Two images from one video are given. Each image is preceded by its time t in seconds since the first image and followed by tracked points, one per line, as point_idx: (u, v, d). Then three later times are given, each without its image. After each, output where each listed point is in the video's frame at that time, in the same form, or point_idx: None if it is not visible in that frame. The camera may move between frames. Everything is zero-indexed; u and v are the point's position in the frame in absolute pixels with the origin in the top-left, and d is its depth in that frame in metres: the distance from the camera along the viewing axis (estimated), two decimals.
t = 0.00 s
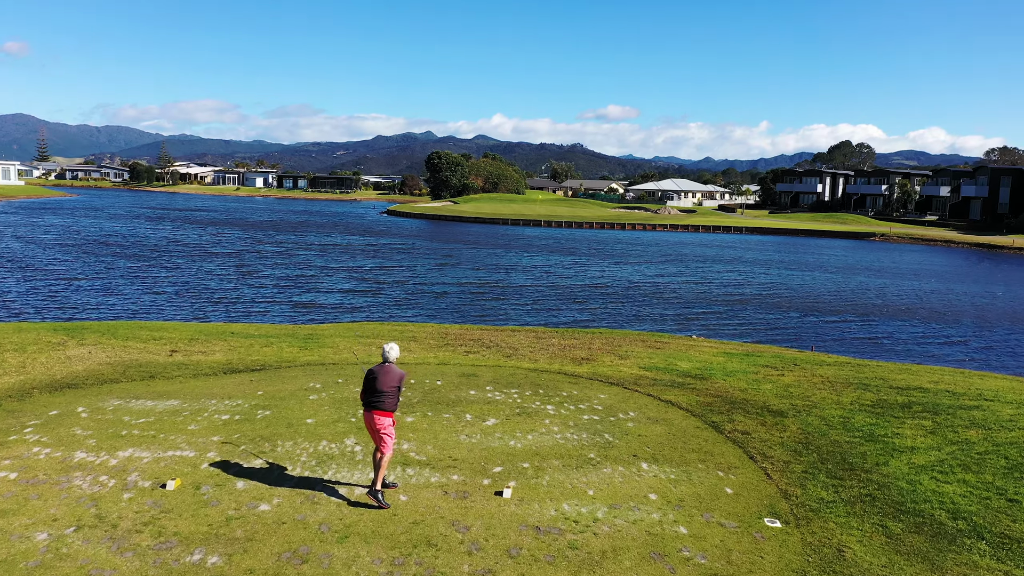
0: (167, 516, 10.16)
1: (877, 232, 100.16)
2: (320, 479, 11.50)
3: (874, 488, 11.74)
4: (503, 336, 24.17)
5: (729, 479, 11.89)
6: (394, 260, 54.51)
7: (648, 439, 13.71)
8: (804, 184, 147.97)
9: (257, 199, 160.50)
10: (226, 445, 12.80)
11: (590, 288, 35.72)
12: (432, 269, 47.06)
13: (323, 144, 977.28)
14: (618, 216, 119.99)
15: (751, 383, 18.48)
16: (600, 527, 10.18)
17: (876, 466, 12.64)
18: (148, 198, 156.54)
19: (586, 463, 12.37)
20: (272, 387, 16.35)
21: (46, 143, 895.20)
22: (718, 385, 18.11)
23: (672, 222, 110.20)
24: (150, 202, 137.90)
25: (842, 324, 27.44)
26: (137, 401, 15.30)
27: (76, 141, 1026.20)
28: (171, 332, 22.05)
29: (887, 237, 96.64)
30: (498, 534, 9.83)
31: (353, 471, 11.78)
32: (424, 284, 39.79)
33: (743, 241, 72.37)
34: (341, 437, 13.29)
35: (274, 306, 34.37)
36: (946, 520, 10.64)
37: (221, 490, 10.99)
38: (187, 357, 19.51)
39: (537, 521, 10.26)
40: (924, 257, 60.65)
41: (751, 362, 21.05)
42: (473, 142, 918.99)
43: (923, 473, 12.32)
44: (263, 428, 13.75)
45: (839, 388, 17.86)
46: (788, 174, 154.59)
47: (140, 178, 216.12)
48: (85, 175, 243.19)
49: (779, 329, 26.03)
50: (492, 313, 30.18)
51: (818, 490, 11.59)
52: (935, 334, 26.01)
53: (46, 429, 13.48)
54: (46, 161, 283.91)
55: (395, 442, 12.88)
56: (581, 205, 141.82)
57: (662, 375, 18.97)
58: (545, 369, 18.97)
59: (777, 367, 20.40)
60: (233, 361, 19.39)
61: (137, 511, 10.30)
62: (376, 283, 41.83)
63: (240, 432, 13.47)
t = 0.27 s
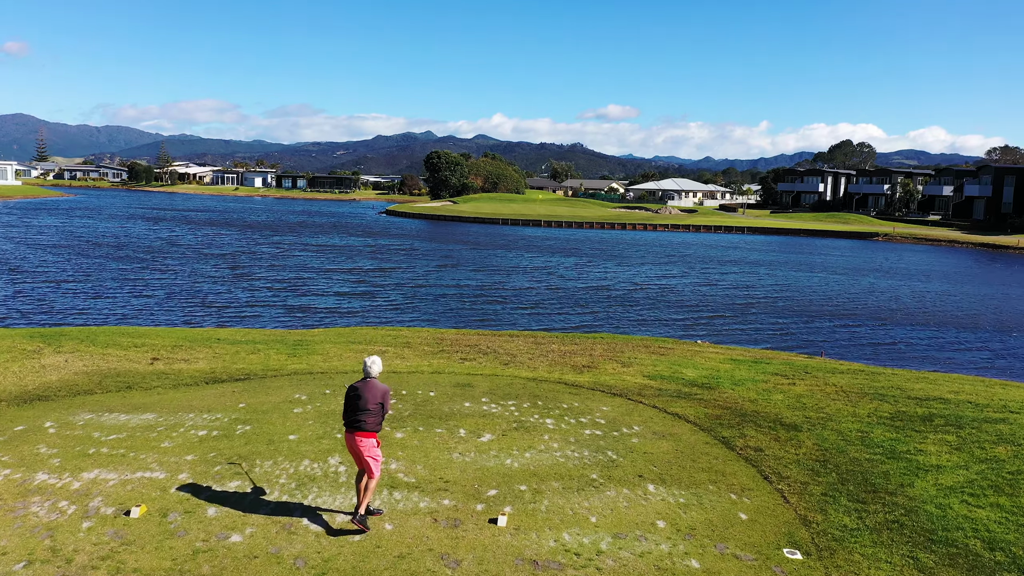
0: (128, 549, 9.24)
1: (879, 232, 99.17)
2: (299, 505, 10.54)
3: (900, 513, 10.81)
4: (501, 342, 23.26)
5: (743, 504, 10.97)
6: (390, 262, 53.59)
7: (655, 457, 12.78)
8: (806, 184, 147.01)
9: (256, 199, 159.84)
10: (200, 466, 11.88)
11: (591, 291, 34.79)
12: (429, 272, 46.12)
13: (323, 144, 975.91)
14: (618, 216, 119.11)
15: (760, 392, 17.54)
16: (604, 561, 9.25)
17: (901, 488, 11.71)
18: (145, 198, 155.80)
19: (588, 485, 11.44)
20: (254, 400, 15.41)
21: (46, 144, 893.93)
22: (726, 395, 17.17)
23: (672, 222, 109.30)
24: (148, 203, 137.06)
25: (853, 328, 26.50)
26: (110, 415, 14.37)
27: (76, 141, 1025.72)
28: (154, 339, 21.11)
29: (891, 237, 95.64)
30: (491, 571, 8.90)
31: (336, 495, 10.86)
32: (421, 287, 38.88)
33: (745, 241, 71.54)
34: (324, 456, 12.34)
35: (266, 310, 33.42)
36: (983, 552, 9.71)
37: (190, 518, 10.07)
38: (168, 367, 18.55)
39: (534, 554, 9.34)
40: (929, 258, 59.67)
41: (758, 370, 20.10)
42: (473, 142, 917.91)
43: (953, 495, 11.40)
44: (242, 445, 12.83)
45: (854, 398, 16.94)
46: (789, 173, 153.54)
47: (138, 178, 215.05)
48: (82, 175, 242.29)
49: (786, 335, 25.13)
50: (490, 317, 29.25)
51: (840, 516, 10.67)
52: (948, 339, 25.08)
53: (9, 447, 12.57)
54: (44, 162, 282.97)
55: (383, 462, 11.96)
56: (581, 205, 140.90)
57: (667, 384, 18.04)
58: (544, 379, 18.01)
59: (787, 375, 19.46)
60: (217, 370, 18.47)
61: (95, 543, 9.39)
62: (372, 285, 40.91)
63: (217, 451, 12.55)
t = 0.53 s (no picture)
0: None
1: (883, 231, 98.10)
2: (272, 542, 9.50)
3: (937, 549, 9.81)
4: (499, 350, 22.24)
5: (763, 538, 9.97)
6: (388, 264, 52.55)
7: (665, 481, 11.77)
8: (807, 183, 146.02)
9: (254, 199, 158.91)
10: (168, 495, 10.85)
11: (592, 295, 33.77)
12: (427, 275, 45.03)
13: (322, 144, 974.20)
14: (619, 216, 118.14)
15: (774, 406, 16.51)
16: None
17: (934, 518, 10.70)
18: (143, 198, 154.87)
19: (593, 517, 10.41)
20: (234, 416, 14.40)
21: (45, 144, 893.29)
22: (738, 409, 16.16)
23: (674, 222, 108.28)
24: (145, 203, 136.05)
25: (865, 335, 25.52)
26: (76, 434, 13.35)
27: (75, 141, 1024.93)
28: (134, 348, 20.09)
29: (895, 237, 94.60)
30: None
31: (314, 530, 9.84)
32: (417, 291, 37.86)
33: (748, 242, 70.66)
34: (304, 483, 11.31)
35: (257, 314, 32.40)
36: None
37: (150, 558, 9.04)
38: (146, 378, 17.53)
39: None
40: (936, 258, 58.59)
41: (770, 381, 19.08)
42: (473, 141, 916.69)
43: (994, 527, 10.40)
44: (216, 469, 11.80)
45: (874, 413, 15.91)
46: (790, 172, 152.45)
47: (137, 178, 214.23)
48: (81, 175, 241.42)
49: (797, 341, 24.15)
50: (489, 323, 28.25)
51: (871, 552, 9.68)
52: (964, 345, 24.11)
53: None
54: (42, 163, 282.55)
55: (368, 490, 10.94)
56: (582, 205, 139.84)
57: (675, 397, 17.03)
58: (544, 391, 16.98)
59: (800, 386, 18.46)
60: (197, 382, 17.46)
61: None
62: (368, 288, 39.89)
63: (188, 476, 11.53)
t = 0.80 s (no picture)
0: None
1: (888, 232, 96.99)
2: None
3: None
4: (497, 359, 21.12)
5: None
6: (385, 267, 51.45)
7: (679, 514, 10.64)
8: (810, 183, 144.98)
9: (252, 200, 158.00)
10: (123, 532, 9.72)
11: (596, 299, 32.71)
12: (424, 278, 43.94)
13: (322, 144, 973.44)
14: (619, 216, 117.17)
15: (791, 423, 15.39)
16: None
17: (980, 557, 9.60)
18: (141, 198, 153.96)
19: (600, 559, 9.27)
20: (207, 437, 13.29)
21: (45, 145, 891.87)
22: (753, 427, 15.04)
23: (675, 222, 107.27)
24: (143, 203, 134.99)
25: (880, 342, 24.44)
26: (33, 458, 12.22)
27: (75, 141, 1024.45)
28: (110, 358, 18.97)
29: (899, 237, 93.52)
30: None
31: None
32: (414, 295, 36.79)
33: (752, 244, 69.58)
34: (276, 518, 10.16)
35: (248, 319, 31.28)
36: None
37: None
38: (119, 392, 16.40)
39: None
40: (945, 259, 57.50)
41: (783, 393, 17.98)
42: (473, 141, 915.57)
43: None
44: (180, 500, 10.67)
45: (900, 431, 14.79)
46: (793, 172, 151.38)
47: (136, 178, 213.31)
48: (79, 175, 240.55)
49: (809, 350, 23.08)
50: (488, 329, 27.15)
51: None
52: (985, 353, 23.01)
53: None
54: (40, 164, 281.59)
55: (348, 527, 9.81)
56: (582, 205, 138.79)
57: (685, 413, 15.92)
58: (544, 407, 15.85)
59: (817, 400, 17.36)
60: (173, 397, 16.33)
61: None
62: (363, 293, 38.78)
63: (148, 509, 10.40)
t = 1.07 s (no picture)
0: None
1: (893, 232, 95.79)
2: None
3: None
4: (495, 370, 19.87)
5: None
6: (381, 270, 50.22)
7: (699, 556, 9.43)
8: (812, 182, 143.82)
9: (250, 200, 156.89)
10: None
11: (599, 303, 31.53)
12: (421, 282, 42.74)
13: (322, 144, 973.03)
14: (621, 216, 115.92)
15: (813, 443, 14.15)
16: None
17: None
18: (138, 198, 152.83)
19: None
20: (173, 463, 12.06)
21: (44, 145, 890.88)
22: (774, 449, 13.79)
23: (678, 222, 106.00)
24: (140, 204, 133.82)
25: (900, 350, 23.23)
26: None
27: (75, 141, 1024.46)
28: (80, 370, 17.70)
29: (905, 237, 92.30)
30: None
31: None
32: (410, 300, 35.62)
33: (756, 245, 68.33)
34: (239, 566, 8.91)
35: (238, 324, 30.09)
36: None
37: None
38: (86, 409, 15.18)
39: None
40: (954, 261, 56.30)
41: (801, 408, 16.74)
42: (473, 141, 914.02)
43: None
44: (133, 541, 9.45)
45: (934, 453, 13.53)
46: (795, 172, 150.16)
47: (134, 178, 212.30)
48: (77, 174, 239.60)
49: (825, 359, 21.91)
50: (487, 335, 25.98)
51: None
52: (1011, 361, 21.82)
53: None
54: (38, 164, 280.64)
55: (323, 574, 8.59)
56: (583, 205, 137.65)
57: (698, 432, 14.67)
58: (545, 425, 14.60)
59: (840, 416, 16.11)
60: (144, 414, 15.09)
61: None
62: (358, 297, 37.57)
63: (96, 554, 9.14)
